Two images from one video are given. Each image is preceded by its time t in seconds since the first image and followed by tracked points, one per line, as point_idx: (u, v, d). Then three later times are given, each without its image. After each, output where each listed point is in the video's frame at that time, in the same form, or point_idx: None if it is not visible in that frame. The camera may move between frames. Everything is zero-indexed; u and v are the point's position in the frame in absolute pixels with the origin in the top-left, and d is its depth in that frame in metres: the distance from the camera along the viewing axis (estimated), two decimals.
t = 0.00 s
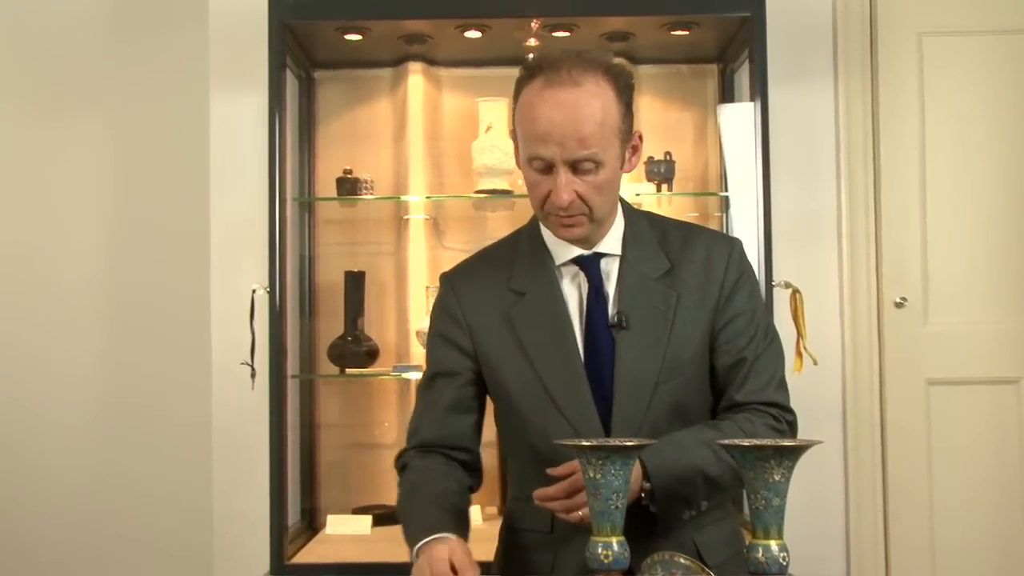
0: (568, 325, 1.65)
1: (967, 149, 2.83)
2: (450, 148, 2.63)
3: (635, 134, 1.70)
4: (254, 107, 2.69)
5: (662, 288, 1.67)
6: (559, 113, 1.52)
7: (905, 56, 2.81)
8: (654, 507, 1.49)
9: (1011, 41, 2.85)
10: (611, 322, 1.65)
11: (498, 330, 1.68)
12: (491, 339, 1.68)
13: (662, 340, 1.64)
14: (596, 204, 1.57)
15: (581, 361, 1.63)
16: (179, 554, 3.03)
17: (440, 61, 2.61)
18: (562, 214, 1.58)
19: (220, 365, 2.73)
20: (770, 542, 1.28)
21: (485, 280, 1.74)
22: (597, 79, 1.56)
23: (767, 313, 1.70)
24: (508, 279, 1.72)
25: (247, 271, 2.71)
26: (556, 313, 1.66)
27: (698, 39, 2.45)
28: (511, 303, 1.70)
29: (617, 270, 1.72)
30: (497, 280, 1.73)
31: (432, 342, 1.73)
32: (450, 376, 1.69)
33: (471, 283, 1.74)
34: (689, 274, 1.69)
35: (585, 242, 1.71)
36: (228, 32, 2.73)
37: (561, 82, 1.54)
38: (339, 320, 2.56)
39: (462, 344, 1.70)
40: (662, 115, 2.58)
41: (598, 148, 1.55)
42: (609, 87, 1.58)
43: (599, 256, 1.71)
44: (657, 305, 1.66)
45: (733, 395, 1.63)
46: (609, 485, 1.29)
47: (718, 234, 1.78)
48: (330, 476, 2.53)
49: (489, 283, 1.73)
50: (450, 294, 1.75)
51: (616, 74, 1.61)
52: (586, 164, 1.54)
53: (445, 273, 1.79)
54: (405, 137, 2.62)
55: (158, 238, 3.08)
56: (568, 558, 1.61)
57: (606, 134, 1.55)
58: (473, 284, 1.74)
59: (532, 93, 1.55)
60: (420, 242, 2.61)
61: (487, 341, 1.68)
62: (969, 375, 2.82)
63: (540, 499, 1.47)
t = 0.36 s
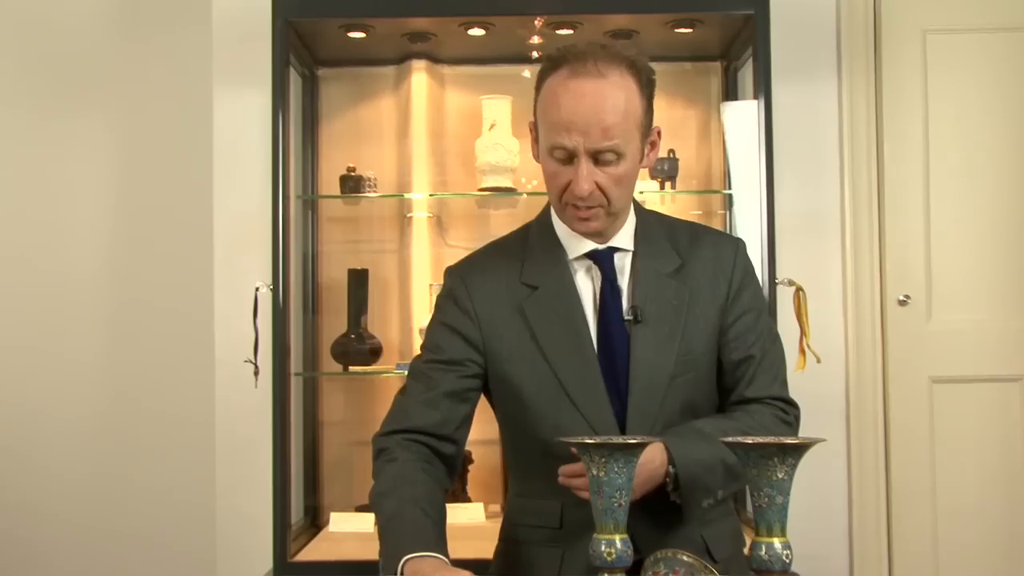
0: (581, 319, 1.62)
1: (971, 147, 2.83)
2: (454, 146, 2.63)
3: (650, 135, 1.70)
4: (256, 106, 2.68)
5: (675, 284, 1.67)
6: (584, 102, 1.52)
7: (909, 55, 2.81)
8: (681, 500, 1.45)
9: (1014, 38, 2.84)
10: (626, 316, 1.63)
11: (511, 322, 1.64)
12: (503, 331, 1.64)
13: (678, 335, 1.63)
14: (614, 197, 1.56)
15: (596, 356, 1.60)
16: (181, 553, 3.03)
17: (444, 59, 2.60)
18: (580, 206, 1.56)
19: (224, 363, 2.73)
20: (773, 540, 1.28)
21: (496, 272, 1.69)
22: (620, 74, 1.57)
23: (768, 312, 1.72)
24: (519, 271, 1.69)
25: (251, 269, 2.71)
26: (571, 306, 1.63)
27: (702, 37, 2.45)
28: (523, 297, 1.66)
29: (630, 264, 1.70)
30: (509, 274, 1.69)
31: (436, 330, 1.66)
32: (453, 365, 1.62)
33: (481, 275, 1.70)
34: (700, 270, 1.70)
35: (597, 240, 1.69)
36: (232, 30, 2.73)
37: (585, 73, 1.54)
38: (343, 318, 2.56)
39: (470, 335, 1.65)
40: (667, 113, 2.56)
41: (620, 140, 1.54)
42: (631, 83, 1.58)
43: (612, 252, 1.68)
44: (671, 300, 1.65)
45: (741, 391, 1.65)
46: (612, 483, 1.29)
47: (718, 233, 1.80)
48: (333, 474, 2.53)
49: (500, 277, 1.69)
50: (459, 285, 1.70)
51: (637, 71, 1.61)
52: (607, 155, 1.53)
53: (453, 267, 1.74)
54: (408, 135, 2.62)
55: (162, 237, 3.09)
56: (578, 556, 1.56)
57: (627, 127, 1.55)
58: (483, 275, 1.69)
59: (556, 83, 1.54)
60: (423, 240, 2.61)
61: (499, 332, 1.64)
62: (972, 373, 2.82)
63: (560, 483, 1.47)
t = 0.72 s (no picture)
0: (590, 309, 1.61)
1: (971, 138, 2.83)
2: (453, 138, 2.63)
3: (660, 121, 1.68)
4: (255, 99, 2.69)
5: (681, 274, 1.66)
6: (597, 87, 1.49)
7: (909, 47, 2.81)
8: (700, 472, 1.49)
9: (1014, 30, 2.84)
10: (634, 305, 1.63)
11: (518, 312, 1.63)
12: (510, 322, 1.63)
13: (686, 325, 1.62)
14: (625, 182, 1.53)
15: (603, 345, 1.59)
16: (182, 549, 3.03)
17: (442, 51, 2.60)
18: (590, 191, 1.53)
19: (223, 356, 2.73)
20: (772, 532, 1.27)
21: (502, 262, 1.68)
22: (631, 59, 1.54)
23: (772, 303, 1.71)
24: (526, 260, 1.67)
25: (250, 261, 2.71)
26: (578, 296, 1.62)
27: (702, 29, 2.45)
28: (530, 287, 1.65)
29: (636, 255, 1.69)
30: (516, 263, 1.67)
31: (442, 321, 1.64)
32: (459, 355, 1.61)
33: (488, 264, 1.68)
34: (705, 261, 1.69)
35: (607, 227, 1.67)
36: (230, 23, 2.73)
37: (597, 59, 1.51)
38: (342, 310, 2.55)
39: (477, 325, 1.63)
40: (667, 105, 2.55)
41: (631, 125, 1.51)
42: (642, 68, 1.56)
43: (619, 241, 1.67)
44: (678, 290, 1.64)
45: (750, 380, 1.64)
46: (611, 475, 1.29)
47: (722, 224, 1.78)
48: (334, 466, 2.53)
49: (507, 266, 1.67)
50: (465, 275, 1.68)
51: (648, 57, 1.59)
52: (619, 140, 1.51)
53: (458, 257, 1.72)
54: (407, 127, 2.62)
55: (162, 229, 3.09)
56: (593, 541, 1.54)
57: (639, 112, 1.52)
58: (490, 265, 1.68)
59: (568, 67, 1.51)
60: (422, 233, 2.61)
61: (506, 322, 1.63)
62: (974, 364, 2.82)
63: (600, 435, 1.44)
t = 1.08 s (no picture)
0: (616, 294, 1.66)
1: (972, 131, 2.83)
2: (452, 131, 2.62)
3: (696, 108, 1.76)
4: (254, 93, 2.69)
5: (716, 263, 1.68)
6: (630, 61, 1.60)
7: (908, 40, 2.81)
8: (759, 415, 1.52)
9: (1015, 23, 2.84)
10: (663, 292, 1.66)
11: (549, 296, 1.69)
12: (540, 304, 1.69)
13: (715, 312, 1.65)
14: (656, 158, 1.63)
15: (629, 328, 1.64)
16: (184, 543, 3.04)
17: (441, 44, 2.59)
18: (622, 164, 1.62)
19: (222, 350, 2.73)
20: (770, 525, 1.27)
21: (538, 249, 1.75)
22: (667, 41, 1.65)
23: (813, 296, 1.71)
24: (559, 246, 1.74)
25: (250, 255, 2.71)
26: (604, 280, 1.67)
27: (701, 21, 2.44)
28: (561, 271, 1.71)
29: (670, 242, 1.72)
30: (550, 250, 1.74)
31: (480, 306, 1.73)
32: (491, 337, 1.70)
33: (525, 251, 1.76)
34: (743, 252, 1.70)
35: (642, 212, 1.73)
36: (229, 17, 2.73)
37: (634, 38, 1.62)
38: (341, 302, 2.55)
39: (510, 311, 1.71)
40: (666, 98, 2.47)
41: (663, 102, 1.61)
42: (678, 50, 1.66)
43: (653, 226, 1.72)
44: (711, 278, 1.66)
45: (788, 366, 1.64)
46: (609, 467, 1.29)
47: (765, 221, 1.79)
48: (333, 459, 2.53)
49: (542, 252, 1.74)
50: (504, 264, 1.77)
51: (685, 42, 1.69)
52: (650, 115, 1.61)
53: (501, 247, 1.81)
54: (406, 120, 2.62)
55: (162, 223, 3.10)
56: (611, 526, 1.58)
57: (671, 90, 1.63)
58: (525, 252, 1.76)
59: (606, 45, 1.62)
60: (421, 225, 2.61)
61: (537, 306, 1.69)
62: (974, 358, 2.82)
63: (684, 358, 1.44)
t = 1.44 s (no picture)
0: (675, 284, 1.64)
1: (968, 127, 2.83)
2: (448, 128, 2.62)
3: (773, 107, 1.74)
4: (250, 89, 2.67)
5: (776, 260, 1.64)
6: (714, 44, 1.62)
7: (905, 37, 2.81)
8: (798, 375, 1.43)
9: (1010, 20, 2.84)
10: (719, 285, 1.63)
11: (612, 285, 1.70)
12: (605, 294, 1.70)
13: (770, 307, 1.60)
14: (736, 138, 1.60)
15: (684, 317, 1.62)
16: (179, 544, 3.03)
17: (437, 40, 2.59)
18: (702, 142, 1.60)
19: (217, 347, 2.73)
20: (766, 521, 1.27)
21: (607, 239, 1.76)
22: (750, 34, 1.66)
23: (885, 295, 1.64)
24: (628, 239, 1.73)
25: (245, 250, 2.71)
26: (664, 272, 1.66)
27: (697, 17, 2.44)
28: (627, 261, 1.71)
29: (731, 237, 1.68)
30: (620, 240, 1.74)
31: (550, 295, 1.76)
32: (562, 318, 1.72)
33: (596, 242, 1.77)
34: (805, 250, 1.65)
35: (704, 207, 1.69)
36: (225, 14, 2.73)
37: (716, 28, 1.65)
38: (335, 299, 2.54)
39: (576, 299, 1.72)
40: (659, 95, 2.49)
41: (744, 85, 1.62)
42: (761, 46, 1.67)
43: (716, 221, 1.68)
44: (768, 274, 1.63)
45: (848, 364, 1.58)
46: (606, 464, 1.31)
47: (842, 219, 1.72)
48: (327, 455, 2.52)
49: (613, 242, 1.75)
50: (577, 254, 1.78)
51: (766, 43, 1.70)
52: (731, 96, 1.61)
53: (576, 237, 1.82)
54: (402, 117, 2.61)
55: (157, 219, 3.10)
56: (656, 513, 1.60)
57: (753, 76, 1.63)
58: (596, 243, 1.77)
59: (691, 33, 1.65)
60: (417, 222, 2.61)
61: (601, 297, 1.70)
62: (968, 355, 2.82)
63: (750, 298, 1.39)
